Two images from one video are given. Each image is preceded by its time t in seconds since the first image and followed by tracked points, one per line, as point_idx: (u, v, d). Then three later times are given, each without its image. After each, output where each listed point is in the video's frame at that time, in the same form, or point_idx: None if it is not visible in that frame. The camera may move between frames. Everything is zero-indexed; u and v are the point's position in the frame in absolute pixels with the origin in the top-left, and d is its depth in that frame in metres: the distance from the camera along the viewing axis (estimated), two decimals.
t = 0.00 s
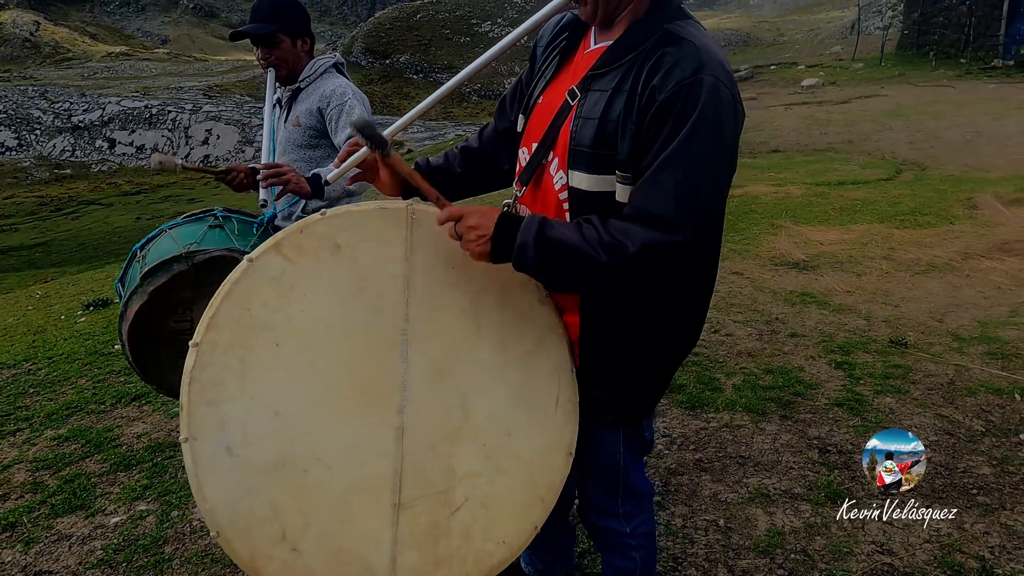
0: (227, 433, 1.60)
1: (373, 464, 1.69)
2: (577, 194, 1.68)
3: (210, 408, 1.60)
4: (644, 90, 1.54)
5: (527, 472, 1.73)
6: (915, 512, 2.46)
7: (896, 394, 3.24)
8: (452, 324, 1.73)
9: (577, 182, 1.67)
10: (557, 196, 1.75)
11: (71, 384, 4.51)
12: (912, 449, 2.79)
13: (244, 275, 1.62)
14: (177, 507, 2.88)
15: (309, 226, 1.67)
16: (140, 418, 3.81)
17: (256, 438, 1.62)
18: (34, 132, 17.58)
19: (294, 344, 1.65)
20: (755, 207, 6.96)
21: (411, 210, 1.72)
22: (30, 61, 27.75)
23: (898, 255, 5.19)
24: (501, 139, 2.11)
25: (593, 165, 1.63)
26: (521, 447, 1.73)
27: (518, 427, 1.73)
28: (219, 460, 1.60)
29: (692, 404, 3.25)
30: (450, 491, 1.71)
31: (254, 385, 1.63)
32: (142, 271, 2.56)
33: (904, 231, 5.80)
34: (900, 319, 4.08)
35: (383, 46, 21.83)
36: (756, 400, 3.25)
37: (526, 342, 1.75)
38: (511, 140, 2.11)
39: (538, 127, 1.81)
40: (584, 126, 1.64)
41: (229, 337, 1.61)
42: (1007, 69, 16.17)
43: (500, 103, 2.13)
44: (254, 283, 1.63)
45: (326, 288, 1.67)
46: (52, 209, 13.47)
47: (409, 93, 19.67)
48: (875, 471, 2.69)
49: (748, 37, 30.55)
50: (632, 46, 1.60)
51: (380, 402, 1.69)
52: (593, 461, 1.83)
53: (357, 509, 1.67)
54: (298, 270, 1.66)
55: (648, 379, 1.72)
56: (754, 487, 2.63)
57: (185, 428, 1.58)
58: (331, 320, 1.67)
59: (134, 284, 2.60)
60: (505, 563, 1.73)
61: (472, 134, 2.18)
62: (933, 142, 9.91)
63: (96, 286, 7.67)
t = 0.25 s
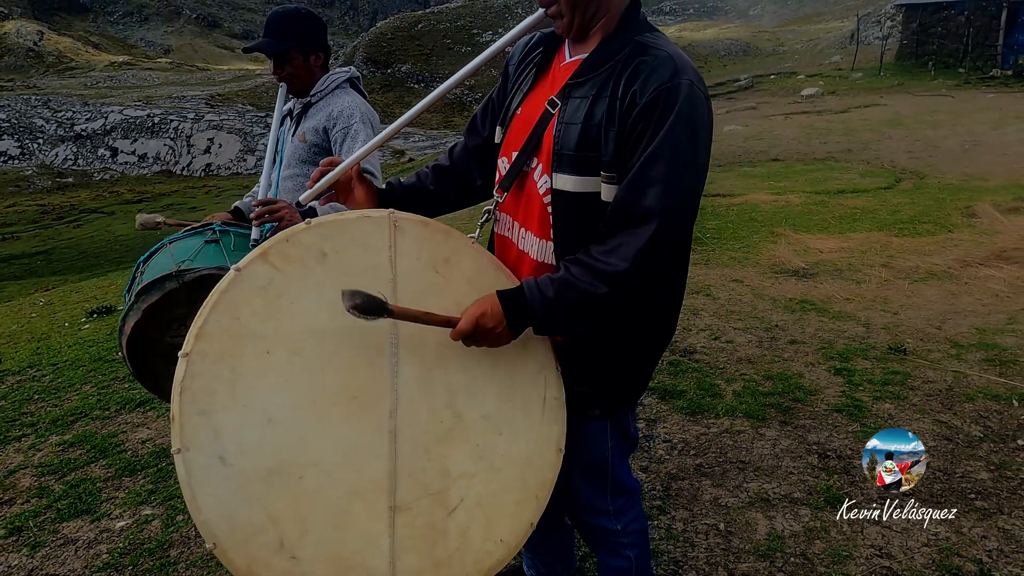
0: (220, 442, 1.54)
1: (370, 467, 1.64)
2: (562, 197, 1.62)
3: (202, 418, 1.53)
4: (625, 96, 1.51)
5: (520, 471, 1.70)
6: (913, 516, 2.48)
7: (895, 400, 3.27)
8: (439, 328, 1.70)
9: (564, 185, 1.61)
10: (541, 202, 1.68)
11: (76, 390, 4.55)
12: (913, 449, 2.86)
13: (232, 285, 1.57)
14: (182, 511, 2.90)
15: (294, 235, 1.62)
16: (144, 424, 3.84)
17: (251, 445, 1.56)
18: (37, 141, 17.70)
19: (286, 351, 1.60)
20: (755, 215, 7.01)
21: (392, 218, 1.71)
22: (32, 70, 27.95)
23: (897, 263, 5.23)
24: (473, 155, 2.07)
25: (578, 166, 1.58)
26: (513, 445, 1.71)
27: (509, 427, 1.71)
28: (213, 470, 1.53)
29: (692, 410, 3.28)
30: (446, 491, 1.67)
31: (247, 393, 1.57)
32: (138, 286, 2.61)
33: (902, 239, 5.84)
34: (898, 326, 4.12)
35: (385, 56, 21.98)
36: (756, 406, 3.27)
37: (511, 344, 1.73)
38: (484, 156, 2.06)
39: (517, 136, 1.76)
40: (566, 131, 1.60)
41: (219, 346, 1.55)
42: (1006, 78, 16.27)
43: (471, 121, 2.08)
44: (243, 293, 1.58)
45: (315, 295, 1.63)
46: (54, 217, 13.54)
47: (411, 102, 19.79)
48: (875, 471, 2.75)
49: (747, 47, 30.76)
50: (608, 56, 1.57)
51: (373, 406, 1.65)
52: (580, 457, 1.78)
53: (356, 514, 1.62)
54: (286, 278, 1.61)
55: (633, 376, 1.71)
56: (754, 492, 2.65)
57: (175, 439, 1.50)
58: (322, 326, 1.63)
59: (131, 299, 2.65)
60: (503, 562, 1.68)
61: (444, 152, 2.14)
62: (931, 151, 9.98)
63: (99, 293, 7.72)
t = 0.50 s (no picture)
0: (235, 464, 1.47)
1: (383, 477, 1.62)
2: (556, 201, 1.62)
3: (215, 441, 1.45)
4: (615, 102, 1.52)
5: (525, 471, 1.72)
6: (912, 521, 2.50)
7: (896, 406, 3.28)
8: (440, 337, 1.70)
9: (559, 190, 1.61)
10: (534, 207, 1.67)
11: (82, 395, 4.58)
12: (913, 449, 2.90)
13: (236, 305, 1.51)
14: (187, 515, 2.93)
15: (295, 251, 1.57)
16: (150, 429, 3.87)
17: (266, 463, 1.50)
18: (43, 147, 17.83)
19: (294, 367, 1.56)
20: (757, 222, 7.04)
21: (389, 231, 1.67)
22: (39, 78, 28.21)
23: (898, 270, 5.25)
24: (459, 166, 2.04)
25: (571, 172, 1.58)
26: (516, 445, 1.73)
27: (513, 429, 1.73)
28: (230, 493, 1.46)
29: (693, 416, 3.30)
30: (457, 495, 1.67)
31: (257, 412, 1.51)
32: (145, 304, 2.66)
33: (904, 246, 5.86)
34: (900, 332, 4.13)
35: (389, 63, 22.11)
36: (757, 411, 3.29)
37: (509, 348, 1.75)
38: (470, 167, 2.03)
39: (506, 145, 1.73)
40: (560, 140, 1.59)
41: (228, 368, 1.49)
42: (1009, 86, 16.28)
43: (453, 132, 2.05)
44: (248, 312, 1.52)
45: (318, 310, 1.60)
46: (60, 224, 13.63)
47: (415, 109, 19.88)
48: (875, 471, 2.78)
49: (750, 55, 30.86)
50: (592, 63, 1.57)
51: (382, 417, 1.64)
52: (579, 456, 1.78)
53: (373, 526, 1.59)
54: (291, 295, 1.57)
55: (628, 376, 1.72)
56: (755, 497, 2.67)
57: (190, 464, 1.43)
58: (328, 339, 1.60)
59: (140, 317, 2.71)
60: (516, 561, 1.69)
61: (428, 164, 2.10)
62: (934, 158, 10.00)
63: (104, 299, 7.77)
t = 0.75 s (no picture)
0: (249, 479, 1.45)
1: (395, 485, 1.58)
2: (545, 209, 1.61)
3: (230, 456, 1.44)
4: (600, 113, 1.52)
5: (532, 474, 1.68)
6: (912, 529, 2.50)
7: (898, 414, 3.29)
8: (439, 343, 1.67)
9: (545, 198, 1.59)
10: (524, 215, 1.66)
11: (89, 400, 4.63)
12: (913, 447, 2.98)
13: (242, 323, 1.50)
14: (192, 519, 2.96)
15: (295, 266, 1.57)
16: (155, 433, 3.91)
17: (279, 475, 1.48)
18: (53, 155, 18.04)
19: (302, 379, 1.53)
20: (760, 230, 7.06)
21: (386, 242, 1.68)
22: (49, 86, 28.61)
23: (902, 278, 5.26)
24: (446, 174, 1.94)
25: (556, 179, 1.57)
26: (522, 448, 1.68)
27: (517, 431, 1.69)
28: (246, 508, 1.44)
29: (694, 423, 3.31)
30: (467, 499, 1.62)
31: (268, 425, 1.49)
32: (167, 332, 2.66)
33: (907, 254, 5.86)
34: (902, 341, 4.14)
35: (396, 72, 22.27)
36: (758, 419, 3.30)
37: (507, 354, 1.72)
38: (457, 175, 1.94)
39: (498, 153, 1.70)
40: (547, 149, 1.58)
41: (238, 384, 1.47)
42: (1016, 95, 16.26)
43: (440, 141, 1.97)
44: (254, 328, 1.51)
45: (323, 321, 1.58)
46: (69, 230, 13.77)
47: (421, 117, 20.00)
48: (875, 471, 2.84)
49: (756, 63, 30.90)
50: (580, 75, 1.57)
51: (390, 425, 1.60)
52: (576, 458, 1.79)
53: (386, 533, 1.55)
54: (296, 310, 1.56)
55: (616, 375, 1.75)
56: (755, 504, 2.68)
57: (204, 481, 1.41)
58: (335, 350, 1.58)
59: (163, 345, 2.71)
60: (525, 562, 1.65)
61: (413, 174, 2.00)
62: (939, 167, 10.00)
63: (112, 305, 7.85)
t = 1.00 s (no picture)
0: (247, 488, 1.44)
1: (390, 491, 1.58)
2: (535, 221, 1.64)
3: (228, 468, 1.43)
4: (588, 128, 1.55)
5: (524, 476, 1.70)
6: (906, 535, 2.51)
7: (895, 422, 3.29)
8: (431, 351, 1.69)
9: (536, 209, 1.63)
10: (514, 225, 1.70)
11: (95, 403, 4.68)
12: (912, 448, 3.05)
13: (235, 336, 1.50)
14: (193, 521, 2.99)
15: (287, 279, 1.58)
16: (159, 437, 3.95)
17: (277, 484, 1.47)
18: (63, 160, 18.23)
19: (297, 390, 1.53)
20: (763, 238, 7.07)
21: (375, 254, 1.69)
22: (59, 92, 28.93)
23: (903, 286, 5.26)
24: (434, 185, 1.98)
25: (546, 193, 1.61)
26: (512, 451, 1.70)
27: (508, 435, 1.71)
28: (245, 517, 1.43)
29: (692, 430, 3.33)
30: (461, 502, 1.63)
31: (265, 436, 1.48)
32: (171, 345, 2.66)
33: (909, 262, 5.86)
34: (902, 348, 4.14)
35: (403, 79, 22.41)
36: (755, 426, 3.32)
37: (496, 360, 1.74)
38: (445, 185, 1.97)
39: (486, 166, 1.75)
40: (536, 162, 1.61)
41: (234, 396, 1.47)
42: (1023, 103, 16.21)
43: (425, 155, 2.01)
44: (248, 341, 1.51)
45: (315, 332, 1.59)
46: (78, 236, 13.90)
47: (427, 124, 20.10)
48: (875, 470, 2.90)
49: (763, 71, 30.91)
50: (565, 88, 1.60)
51: (385, 433, 1.60)
52: (564, 461, 1.82)
53: (384, 538, 1.55)
54: (289, 322, 1.56)
55: (606, 380, 1.76)
56: (750, 510, 2.69)
57: (203, 493, 1.40)
58: (330, 360, 1.58)
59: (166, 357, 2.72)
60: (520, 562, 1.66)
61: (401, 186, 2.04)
62: (944, 175, 9.99)
63: (119, 310, 7.92)
